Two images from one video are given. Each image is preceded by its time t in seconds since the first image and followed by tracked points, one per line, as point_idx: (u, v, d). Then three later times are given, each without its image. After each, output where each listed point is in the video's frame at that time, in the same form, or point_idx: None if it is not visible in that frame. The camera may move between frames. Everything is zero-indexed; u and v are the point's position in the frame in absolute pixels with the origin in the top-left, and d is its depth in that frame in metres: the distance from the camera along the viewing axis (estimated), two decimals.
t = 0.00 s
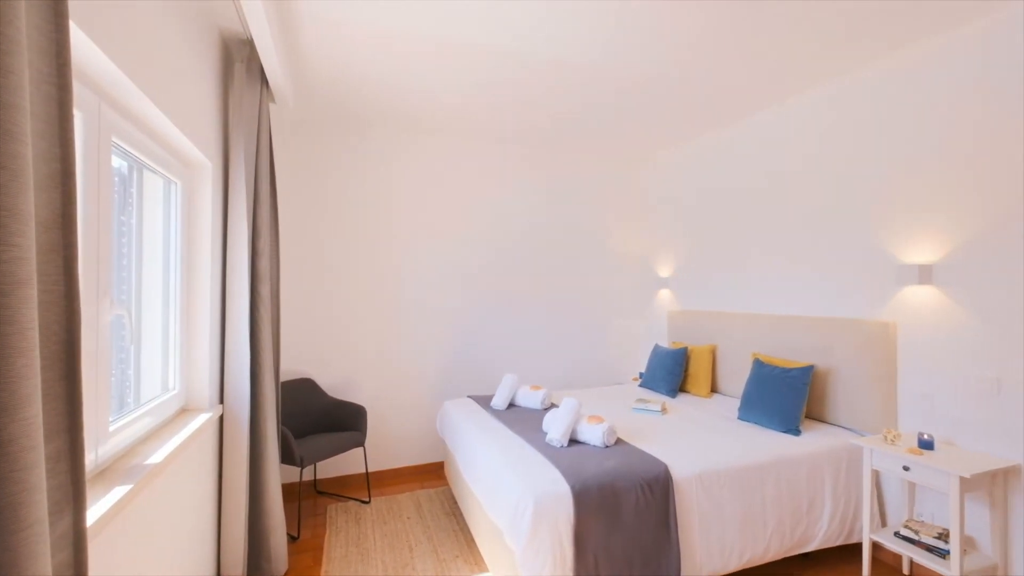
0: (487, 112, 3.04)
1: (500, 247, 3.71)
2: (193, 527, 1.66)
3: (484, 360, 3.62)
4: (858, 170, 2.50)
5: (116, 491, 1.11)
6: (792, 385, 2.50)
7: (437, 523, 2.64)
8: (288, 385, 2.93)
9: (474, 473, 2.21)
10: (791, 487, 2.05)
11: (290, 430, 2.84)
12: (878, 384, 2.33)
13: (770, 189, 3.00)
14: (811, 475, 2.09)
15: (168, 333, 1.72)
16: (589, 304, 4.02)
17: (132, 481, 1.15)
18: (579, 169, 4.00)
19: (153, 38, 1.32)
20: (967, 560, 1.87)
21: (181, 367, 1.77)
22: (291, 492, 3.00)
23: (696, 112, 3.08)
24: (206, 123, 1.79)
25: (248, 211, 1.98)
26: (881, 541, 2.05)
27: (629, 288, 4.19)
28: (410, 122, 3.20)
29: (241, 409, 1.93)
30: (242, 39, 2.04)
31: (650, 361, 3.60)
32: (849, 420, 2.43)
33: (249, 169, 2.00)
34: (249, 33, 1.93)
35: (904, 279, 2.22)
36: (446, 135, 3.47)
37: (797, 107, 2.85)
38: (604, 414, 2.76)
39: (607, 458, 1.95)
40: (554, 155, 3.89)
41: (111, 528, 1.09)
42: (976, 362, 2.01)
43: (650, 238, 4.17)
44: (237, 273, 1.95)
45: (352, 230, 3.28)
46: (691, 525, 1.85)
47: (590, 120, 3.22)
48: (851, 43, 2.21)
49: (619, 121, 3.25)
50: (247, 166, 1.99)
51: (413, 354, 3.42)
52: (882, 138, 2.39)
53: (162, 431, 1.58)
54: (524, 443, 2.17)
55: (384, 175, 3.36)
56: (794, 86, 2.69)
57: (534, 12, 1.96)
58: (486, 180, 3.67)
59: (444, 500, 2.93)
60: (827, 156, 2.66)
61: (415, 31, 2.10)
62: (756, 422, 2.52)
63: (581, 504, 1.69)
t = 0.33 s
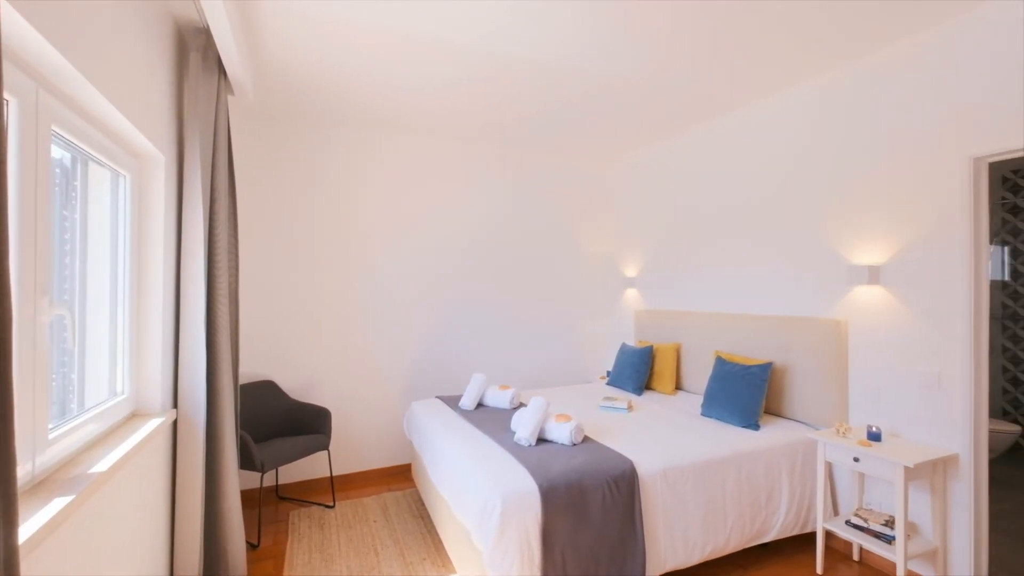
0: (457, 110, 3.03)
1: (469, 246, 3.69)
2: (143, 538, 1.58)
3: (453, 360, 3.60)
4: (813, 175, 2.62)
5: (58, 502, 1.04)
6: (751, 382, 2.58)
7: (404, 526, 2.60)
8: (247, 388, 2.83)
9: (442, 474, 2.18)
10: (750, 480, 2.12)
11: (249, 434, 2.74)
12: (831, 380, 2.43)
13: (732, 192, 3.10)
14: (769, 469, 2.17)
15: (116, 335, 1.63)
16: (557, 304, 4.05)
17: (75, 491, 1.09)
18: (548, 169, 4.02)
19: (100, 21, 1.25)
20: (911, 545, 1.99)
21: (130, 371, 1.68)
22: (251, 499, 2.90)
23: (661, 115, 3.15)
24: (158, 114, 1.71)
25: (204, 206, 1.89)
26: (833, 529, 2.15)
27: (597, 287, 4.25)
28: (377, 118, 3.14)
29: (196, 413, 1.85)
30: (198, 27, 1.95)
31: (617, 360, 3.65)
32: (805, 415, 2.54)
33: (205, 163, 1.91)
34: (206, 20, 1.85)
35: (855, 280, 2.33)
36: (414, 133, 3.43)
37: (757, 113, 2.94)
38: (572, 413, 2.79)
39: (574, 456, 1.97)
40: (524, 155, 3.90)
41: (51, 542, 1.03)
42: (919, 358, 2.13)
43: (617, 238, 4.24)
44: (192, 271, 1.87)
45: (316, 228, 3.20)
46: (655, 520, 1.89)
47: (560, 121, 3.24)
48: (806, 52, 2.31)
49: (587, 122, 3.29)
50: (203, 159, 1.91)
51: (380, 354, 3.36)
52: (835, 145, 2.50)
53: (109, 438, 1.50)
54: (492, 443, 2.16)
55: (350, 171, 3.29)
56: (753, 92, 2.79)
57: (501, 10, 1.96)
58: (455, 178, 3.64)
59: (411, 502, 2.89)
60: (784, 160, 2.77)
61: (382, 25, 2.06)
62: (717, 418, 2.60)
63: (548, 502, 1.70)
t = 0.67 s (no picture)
0: (428, 107, 3.00)
1: (439, 245, 3.66)
2: (92, 550, 1.49)
3: (422, 360, 3.56)
4: (773, 179, 2.71)
5: None
6: (715, 379, 2.65)
7: (372, 530, 2.55)
8: (206, 391, 2.72)
9: (410, 476, 2.15)
10: (714, 475, 2.18)
11: (208, 439, 2.64)
12: (790, 377, 2.53)
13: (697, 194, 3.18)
14: (732, 464, 2.24)
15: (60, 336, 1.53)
16: (528, 303, 4.06)
17: (13, 502, 1.02)
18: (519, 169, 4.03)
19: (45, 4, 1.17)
20: (863, 533, 2.09)
21: (76, 375, 1.59)
22: (210, 506, 2.79)
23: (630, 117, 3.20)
24: (108, 103, 1.62)
25: (159, 202, 1.81)
26: (792, 520, 2.23)
27: (567, 287, 4.29)
28: (345, 114, 3.08)
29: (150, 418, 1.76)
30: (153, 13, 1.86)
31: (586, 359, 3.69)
32: (765, 410, 2.63)
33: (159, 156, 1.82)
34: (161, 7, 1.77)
35: (812, 280, 2.43)
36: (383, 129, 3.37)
37: (721, 118, 3.03)
38: (541, 411, 2.80)
39: (543, 454, 1.98)
40: (494, 154, 3.90)
41: None
42: (871, 355, 2.24)
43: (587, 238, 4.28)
44: (145, 269, 1.78)
45: (280, 225, 3.10)
46: (623, 517, 1.92)
47: (531, 120, 3.25)
48: (768, 60, 2.38)
49: (557, 122, 3.31)
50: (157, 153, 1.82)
51: (348, 355, 3.29)
52: (795, 151, 2.59)
53: (53, 446, 1.41)
54: (462, 443, 2.15)
55: (316, 168, 3.21)
56: (718, 97, 2.86)
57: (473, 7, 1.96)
58: (425, 176, 3.60)
59: (379, 505, 2.85)
60: (747, 164, 2.85)
61: (350, 19, 2.02)
62: (683, 415, 2.66)
63: (517, 502, 1.70)
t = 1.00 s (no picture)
0: (402, 104, 2.97)
1: (412, 244, 3.62)
2: (43, 563, 1.42)
3: (394, 360, 3.52)
4: (739, 182, 2.79)
5: None
6: (684, 377, 2.71)
7: (342, 533, 2.51)
8: (167, 395, 2.61)
9: (382, 478, 2.13)
10: (683, 469, 2.23)
11: (169, 445, 2.54)
12: (755, 373, 2.62)
13: (666, 196, 3.25)
14: (700, 459, 2.30)
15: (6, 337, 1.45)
16: (501, 303, 4.07)
17: None
18: (491, 168, 4.03)
19: None
20: (822, 522, 2.18)
21: (24, 378, 1.50)
22: (170, 515, 2.68)
23: (602, 118, 3.24)
24: (59, 92, 1.53)
25: (116, 197, 1.73)
26: (757, 512, 2.31)
27: (540, 286, 4.31)
28: (314, 108, 3.01)
29: (106, 422, 1.68)
30: None
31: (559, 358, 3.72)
32: (732, 406, 2.71)
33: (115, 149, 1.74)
34: None
35: (775, 280, 2.52)
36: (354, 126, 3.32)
37: (689, 121, 3.10)
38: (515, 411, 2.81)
39: (517, 453, 1.98)
40: (467, 153, 3.89)
41: None
42: (830, 351, 2.33)
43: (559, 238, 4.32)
44: (100, 266, 1.70)
45: (246, 222, 3.01)
46: (595, 512, 1.95)
47: (504, 119, 3.26)
48: (734, 65, 2.45)
49: (530, 122, 3.32)
50: (113, 145, 1.74)
51: (316, 356, 3.22)
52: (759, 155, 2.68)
53: None
54: (435, 444, 2.13)
55: (283, 164, 3.13)
56: (686, 101, 2.93)
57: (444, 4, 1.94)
58: (396, 174, 3.56)
59: (350, 508, 2.80)
60: (714, 167, 2.94)
61: (318, 11, 1.98)
62: (653, 412, 2.71)
63: (491, 501, 1.70)
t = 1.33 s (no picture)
0: (378, 101, 2.94)
1: (387, 243, 3.57)
2: None
3: (369, 360, 3.47)
4: (711, 183, 2.86)
5: None
6: (658, 374, 2.76)
7: (315, 536, 2.46)
8: (128, 398, 2.51)
9: (357, 480, 2.09)
10: (657, 466, 2.27)
11: (130, 450, 2.44)
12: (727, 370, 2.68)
13: (641, 197, 3.30)
14: (674, 455, 2.34)
15: None
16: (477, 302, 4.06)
17: None
18: (467, 167, 4.02)
19: None
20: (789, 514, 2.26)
21: None
22: (132, 522, 2.58)
23: (578, 119, 3.27)
24: (10, 79, 1.45)
25: (74, 193, 1.64)
26: (727, 505, 2.37)
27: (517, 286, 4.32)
28: (286, 103, 2.94)
29: (63, 427, 1.61)
30: None
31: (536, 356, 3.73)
32: (705, 403, 2.77)
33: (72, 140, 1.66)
34: None
35: (745, 279, 2.59)
36: (328, 122, 3.26)
37: (663, 123, 3.16)
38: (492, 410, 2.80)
39: (494, 452, 1.98)
40: (443, 152, 3.87)
41: None
42: (797, 348, 2.41)
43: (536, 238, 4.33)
44: (55, 265, 1.61)
45: (215, 219, 2.92)
46: (571, 509, 1.96)
47: (481, 118, 3.25)
48: (707, 70, 2.51)
49: (506, 122, 3.33)
50: (70, 136, 1.66)
51: (288, 357, 3.14)
52: (730, 158, 2.75)
53: None
54: (411, 444, 2.10)
55: (253, 159, 3.04)
56: (660, 104, 2.99)
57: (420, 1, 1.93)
58: (371, 172, 3.50)
59: (323, 511, 2.74)
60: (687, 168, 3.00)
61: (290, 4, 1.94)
62: (629, 409, 2.75)
63: (468, 500, 1.69)
